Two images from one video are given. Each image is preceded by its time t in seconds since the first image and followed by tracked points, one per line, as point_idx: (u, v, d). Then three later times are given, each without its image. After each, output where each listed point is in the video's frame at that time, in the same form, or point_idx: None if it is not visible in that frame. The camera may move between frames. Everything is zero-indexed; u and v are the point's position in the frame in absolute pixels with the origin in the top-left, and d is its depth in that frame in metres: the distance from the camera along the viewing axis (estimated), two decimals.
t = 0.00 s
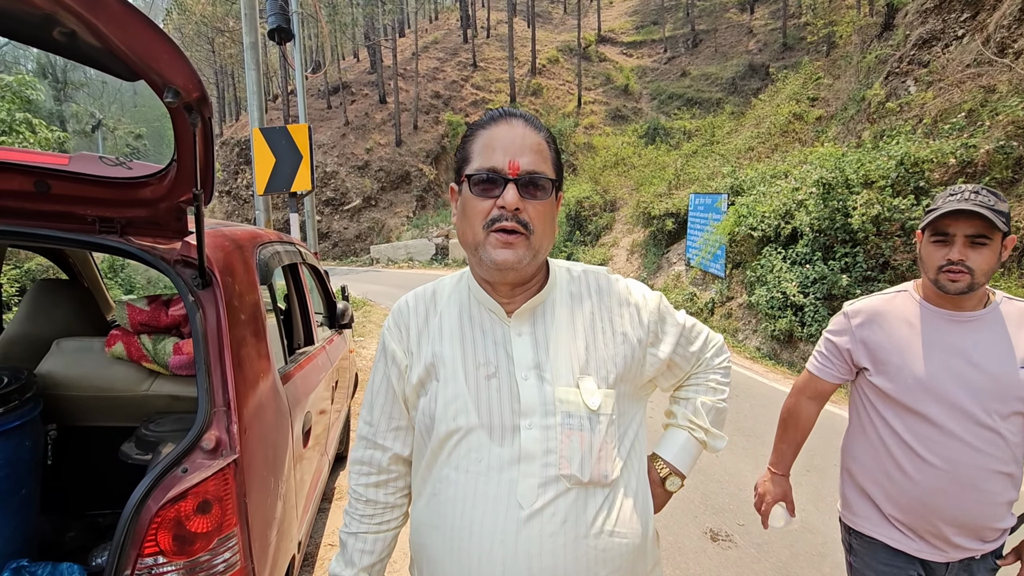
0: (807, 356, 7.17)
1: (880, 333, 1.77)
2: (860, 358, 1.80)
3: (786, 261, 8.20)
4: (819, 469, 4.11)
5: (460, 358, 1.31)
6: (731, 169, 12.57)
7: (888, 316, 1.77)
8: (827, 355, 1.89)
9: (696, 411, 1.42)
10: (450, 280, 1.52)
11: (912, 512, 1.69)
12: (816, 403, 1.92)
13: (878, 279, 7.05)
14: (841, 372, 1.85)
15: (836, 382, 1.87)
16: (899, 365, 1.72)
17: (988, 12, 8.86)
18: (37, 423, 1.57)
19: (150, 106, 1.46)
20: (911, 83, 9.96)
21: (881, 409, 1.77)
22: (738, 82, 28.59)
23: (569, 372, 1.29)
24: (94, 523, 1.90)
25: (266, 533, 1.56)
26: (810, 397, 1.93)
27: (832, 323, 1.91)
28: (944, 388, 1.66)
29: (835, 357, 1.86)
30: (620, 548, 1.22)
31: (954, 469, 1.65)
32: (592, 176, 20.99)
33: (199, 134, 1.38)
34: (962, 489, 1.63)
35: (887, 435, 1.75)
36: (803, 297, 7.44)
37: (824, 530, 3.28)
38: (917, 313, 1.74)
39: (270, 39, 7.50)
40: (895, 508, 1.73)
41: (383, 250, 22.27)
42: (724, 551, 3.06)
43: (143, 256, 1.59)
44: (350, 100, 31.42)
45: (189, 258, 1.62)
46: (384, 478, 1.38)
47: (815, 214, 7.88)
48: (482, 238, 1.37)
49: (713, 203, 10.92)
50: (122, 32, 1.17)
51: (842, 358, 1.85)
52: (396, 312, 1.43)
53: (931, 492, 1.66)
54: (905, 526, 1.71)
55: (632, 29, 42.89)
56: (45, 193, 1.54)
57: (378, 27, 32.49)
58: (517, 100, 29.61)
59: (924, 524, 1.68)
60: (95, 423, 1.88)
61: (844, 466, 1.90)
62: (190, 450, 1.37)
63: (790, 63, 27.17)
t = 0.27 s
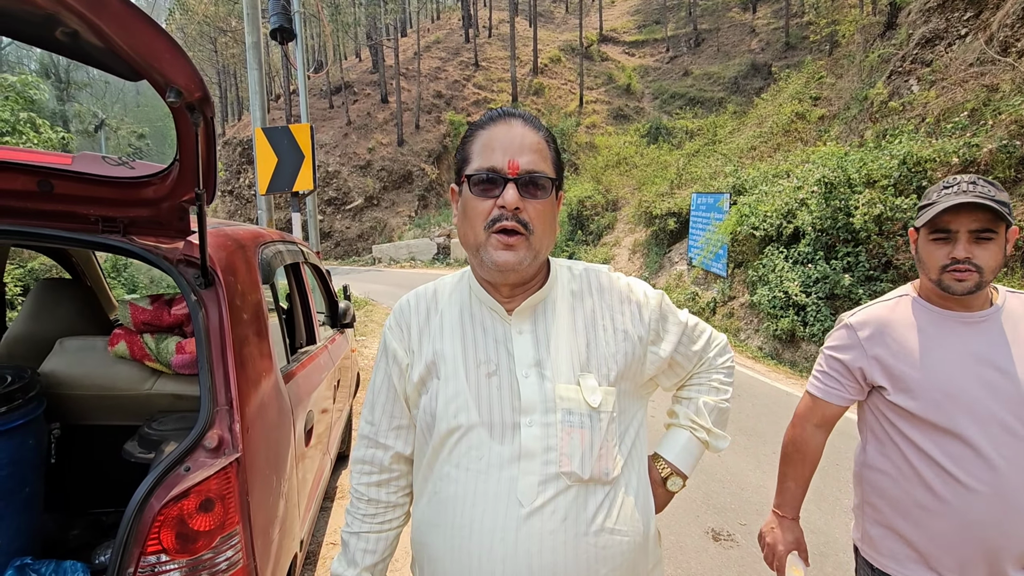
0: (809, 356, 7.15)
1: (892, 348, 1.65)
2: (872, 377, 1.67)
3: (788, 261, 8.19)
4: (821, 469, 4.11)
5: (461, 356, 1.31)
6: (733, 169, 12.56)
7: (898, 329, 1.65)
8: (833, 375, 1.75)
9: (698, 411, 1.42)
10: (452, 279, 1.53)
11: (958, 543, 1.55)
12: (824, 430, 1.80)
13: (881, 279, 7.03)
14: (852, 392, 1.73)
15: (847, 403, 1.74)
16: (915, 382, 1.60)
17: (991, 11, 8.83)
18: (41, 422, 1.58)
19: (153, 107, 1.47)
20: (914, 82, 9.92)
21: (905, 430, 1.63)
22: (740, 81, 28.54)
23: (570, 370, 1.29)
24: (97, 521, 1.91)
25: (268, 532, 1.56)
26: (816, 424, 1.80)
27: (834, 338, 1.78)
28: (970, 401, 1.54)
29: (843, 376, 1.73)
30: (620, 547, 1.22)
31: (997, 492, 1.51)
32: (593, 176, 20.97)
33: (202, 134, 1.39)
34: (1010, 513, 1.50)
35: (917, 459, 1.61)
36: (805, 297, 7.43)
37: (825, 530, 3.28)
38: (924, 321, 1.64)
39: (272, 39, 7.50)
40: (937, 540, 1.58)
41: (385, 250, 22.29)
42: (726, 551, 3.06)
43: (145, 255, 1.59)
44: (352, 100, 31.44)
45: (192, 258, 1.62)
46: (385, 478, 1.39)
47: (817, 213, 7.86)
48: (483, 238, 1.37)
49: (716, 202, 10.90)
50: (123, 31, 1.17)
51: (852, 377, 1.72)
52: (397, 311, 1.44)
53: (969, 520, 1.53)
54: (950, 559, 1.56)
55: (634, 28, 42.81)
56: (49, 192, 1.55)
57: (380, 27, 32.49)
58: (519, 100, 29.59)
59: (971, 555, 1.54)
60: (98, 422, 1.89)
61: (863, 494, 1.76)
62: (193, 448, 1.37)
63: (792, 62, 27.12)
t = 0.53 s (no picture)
0: (811, 355, 7.14)
1: (917, 360, 1.52)
2: (905, 393, 1.52)
3: (790, 260, 8.17)
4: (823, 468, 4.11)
5: (463, 354, 1.31)
6: (735, 168, 12.54)
7: (922, 339, 1.54)
8: (856, 394, 1.58)
9: (700, 408, 1.42)
10: (452, 278, 1.52)
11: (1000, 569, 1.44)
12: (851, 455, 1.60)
13: (883, 279, 7.01)
14: (878, 411, 1.56)
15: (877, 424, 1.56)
16: (946, 397, 1.49)
17: (994, 9, 8.80)
18: (43, 420, 1.58)
19: (155, 106, 1.47)
20: (916, 81, 9.89)
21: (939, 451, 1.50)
22: (742, 80, 28.50)
23: (574, 366, 1.29)
24: (99, 520, 1.91)
25: (270, 531, 1.56)
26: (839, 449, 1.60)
27: (850, 353, 1.62)
28: (1005, 417, 1.44)
29: (864, 393, 1.57)
30: (623, 544, 1.22)
31: None
32: (595, 175, 20.95)
33: (204, 132, 1.39)
34: None
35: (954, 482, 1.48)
36: (807, 296, 7.43)
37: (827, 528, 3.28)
38: (942, 332, 1.54)
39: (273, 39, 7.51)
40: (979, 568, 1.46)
41: (386, 250, 22.30)
42: (729, 550, 3.05)
43: (147, 253, 1.59)
44: (353, 99, 31.45)
45: (194, 256, 1.62)
46: (387, 476, 1.38)
47: (819, 212, 7.84)
48: (485, 235, 1.37)
49: (717, 201, 10.88)
50: (125, 28, 1.17)
51: (880, 395, 1.55)
52: (398, 309, 1.43)
53: (1016, 545, 1.43)
54: None
55: (636, 27, 42.73)
56: (50, 190, 1.55)
57: (381, 26, 32.47)
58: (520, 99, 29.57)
59: None
60: (101, 421, 1.89)
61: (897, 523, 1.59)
62: (195, 446, 1.37)
63: (794, 61, 27.08)
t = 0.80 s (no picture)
0: (812, 355, 7.13)
1: (997, 380, 1.23)
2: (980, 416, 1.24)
3: (791, 259, 8.17)
4: (823, 468, 4.10)
5: (466, 353, 1.31)
6: (735, 168, 12.54)
7: (1008, 355, 1.23)
8: (919, 413, 1.31)
9: (702, 407, 1.42)
10: (454, 278, 1.52)
11: None
12: (909, 482, 1.35)
13: (884, 278, 7.00)
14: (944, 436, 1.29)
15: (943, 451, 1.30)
16: None
17: (995, 9, 8.80)
18: (44, 421, 1.58)
19: (156, 106, 1.47)
20: (917, 80, 9.88)
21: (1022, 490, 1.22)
22: (742, 80, 28.52)
23: (576, 365, 1.29)
24: (99, 521, 1.90)
25: (271, 532, 1.56)
26: (896, 474, 1.36)
27: (917, 363, 1.34)
28: None
29: (929, 414, 1.30)
30: (627, 543, 1.22)
31: None
32: (595, 175, 20.95)
33: (205, 131, 1.38)
34: None
35: None
36: (808, 296, 7.43)
37: (827, 529, 3.28)
38: None
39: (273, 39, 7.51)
40: None
41: (387, 250, 22.29)
42: (729, 550, 3.05)
43: (148, 254, 1.59)
44: (353, 100, 31.46)
45: (195, 257, 1.62)
46: (390, 477, 1.38)
47: (820, 212, 7.84)
48: (486, 233, 1.37)
49: (718, 201, 10.88)
50: (125, 27, 1.17)
51: (950, 418, 1.27)
52: (400, 309, 1.43)
53: None
54: None
55: (636, 27, 42.72)
56: (50, 190, 1.55)
57: (382, 27, 32.48)
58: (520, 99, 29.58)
59: None
60: (102, 422, 1.89)
61: (949, 554, 1.35)
62: (197, 446, 1.37)
63: (794, 61, 27.09)
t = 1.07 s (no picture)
0: (812, 355, 7.12)
1: None
2: None
3: (791, 258, 8.17)
4: (824, 468, 4.10)
5: (468, 352, 1.30)
6: (735, 167, 12.53)
7: None
8: (1012, 401, 1.23)
9: (703, 407, 1.42)
10: (457, 277, 1.51)
11: None
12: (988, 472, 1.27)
13: (885, 277, 6.99)
14: None
15: None
16: None
17: (995, 8, 8.79)
18: (44, 421, 1.58)
19: (157, 105, 1.46)
20: (918, 79, 9.87)
21: None
22: (743, 79, 28.51)
23: (577, 365, 1.28)
24: (99, 521, 1.90)
25: (271, 532, 1.56)
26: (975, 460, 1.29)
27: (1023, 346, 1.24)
28: None
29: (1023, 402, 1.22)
30: (628, 543, 1.21)
31: None
32: (595, 174, 20.94)
33: (205, 130, 1.38)
34: None
35: None
36: (808, 295, 7.43)
37: (827, 528, 3.27)
38: None
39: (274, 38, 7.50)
40: None
41: (387, 249, 22.29)
42: (730, 550, 3.05)
43: (149, 253, 1.59)
44: (353, 99, 31.44)
45: (195, 256, 1.62)
46: (392, 476, 1.38)
47: (820, 211, 7.83)
48: (490, 231, 1.36)
49: (718, 200, 10.88)
50: (125, 26, 1.17)
51: None
52: (403, 308, 1.43)
53: None
54: None
55: (636, 26, 42.68)
56: (50, 190, 1.54)
57: (382, 26, 32.46)
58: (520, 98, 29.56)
59: None
60: (102, 422, 1.89)
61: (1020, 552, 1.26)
62: (197, 446, 1.36)
63: (794, 60, 27.07)
